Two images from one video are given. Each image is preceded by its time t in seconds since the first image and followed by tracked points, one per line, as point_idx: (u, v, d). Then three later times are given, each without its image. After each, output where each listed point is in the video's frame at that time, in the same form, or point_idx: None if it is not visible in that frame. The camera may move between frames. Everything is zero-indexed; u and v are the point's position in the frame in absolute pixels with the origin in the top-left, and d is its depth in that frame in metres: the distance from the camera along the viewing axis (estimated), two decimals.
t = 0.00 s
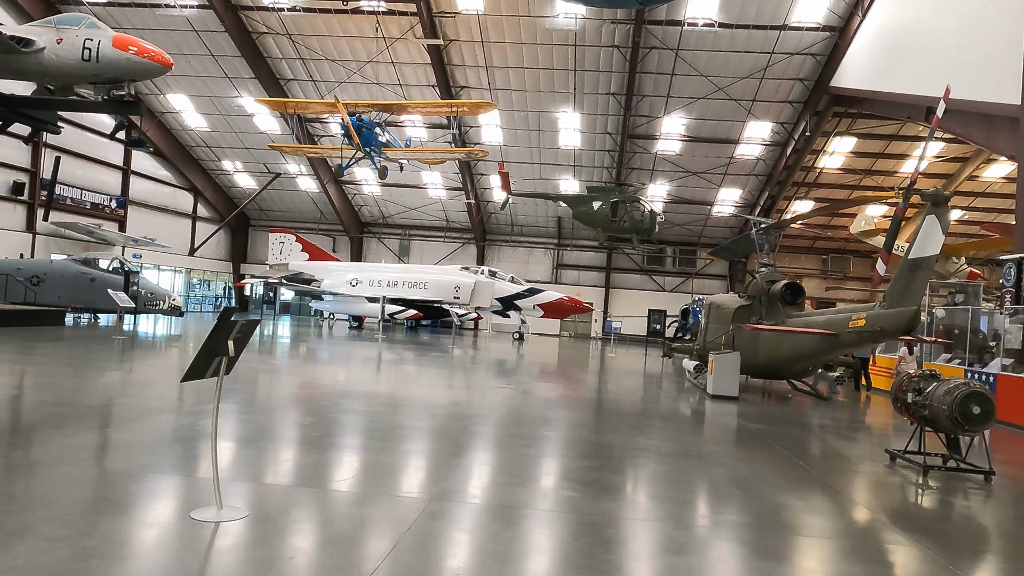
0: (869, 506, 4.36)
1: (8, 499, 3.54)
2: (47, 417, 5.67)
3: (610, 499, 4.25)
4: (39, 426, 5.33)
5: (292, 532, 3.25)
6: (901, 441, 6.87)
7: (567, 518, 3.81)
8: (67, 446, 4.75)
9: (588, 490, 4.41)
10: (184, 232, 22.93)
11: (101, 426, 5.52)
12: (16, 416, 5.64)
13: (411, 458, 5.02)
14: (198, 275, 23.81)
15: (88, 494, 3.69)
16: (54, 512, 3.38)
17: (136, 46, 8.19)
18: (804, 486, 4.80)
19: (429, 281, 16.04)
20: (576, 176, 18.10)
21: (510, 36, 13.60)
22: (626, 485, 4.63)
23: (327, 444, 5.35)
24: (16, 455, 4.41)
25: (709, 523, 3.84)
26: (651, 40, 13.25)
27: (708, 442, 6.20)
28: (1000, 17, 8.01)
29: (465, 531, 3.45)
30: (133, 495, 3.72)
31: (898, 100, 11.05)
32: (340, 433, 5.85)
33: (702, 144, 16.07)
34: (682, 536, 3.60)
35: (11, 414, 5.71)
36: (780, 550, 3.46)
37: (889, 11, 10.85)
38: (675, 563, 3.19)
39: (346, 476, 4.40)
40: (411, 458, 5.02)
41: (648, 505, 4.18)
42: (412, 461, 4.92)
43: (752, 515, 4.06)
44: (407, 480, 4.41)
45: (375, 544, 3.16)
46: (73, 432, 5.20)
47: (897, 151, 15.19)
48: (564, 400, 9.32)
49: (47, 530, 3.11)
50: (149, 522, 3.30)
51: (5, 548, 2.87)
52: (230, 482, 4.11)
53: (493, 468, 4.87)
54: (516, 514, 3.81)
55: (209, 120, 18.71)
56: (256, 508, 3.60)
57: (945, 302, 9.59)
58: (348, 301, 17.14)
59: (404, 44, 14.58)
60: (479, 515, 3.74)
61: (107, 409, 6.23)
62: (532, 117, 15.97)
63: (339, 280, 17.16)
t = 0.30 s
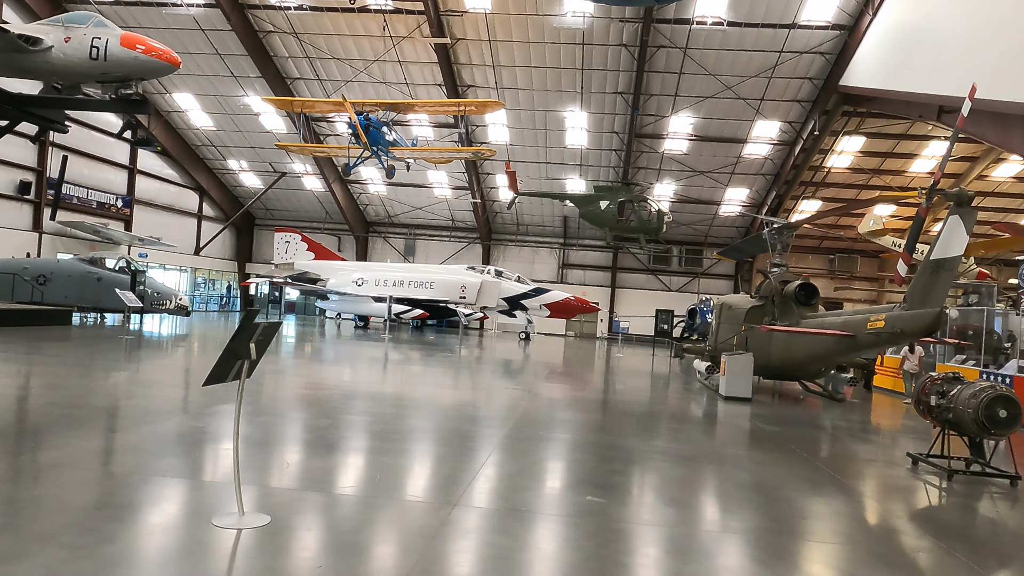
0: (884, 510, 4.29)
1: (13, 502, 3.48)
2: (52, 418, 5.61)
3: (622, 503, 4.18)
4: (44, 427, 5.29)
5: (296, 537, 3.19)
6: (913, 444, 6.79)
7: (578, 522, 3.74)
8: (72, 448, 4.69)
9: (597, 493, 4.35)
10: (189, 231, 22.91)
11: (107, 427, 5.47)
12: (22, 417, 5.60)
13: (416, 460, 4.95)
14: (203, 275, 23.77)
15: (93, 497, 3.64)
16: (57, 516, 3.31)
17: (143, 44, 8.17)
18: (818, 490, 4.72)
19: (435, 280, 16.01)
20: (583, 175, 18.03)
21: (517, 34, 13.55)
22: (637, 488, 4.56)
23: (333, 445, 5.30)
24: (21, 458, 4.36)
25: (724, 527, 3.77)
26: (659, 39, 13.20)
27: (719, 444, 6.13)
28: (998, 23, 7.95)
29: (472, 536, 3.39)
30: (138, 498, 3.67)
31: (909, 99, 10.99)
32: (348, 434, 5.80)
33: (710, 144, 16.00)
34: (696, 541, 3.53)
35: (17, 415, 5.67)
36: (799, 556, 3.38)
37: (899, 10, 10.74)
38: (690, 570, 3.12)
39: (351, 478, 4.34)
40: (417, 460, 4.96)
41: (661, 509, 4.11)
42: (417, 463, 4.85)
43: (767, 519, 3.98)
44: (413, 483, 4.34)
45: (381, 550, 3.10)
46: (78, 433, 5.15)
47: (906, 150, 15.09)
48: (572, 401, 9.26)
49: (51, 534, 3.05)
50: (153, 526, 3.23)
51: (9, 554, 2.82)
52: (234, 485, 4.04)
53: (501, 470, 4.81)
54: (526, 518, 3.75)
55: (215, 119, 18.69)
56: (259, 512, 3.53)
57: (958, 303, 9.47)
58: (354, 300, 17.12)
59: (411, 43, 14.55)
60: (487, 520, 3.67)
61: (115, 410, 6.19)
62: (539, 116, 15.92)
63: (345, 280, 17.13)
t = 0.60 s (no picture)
0: (901, 514, 4.21)
1: (18, 505, 3.43)
2: (59, 421, 5.56)
3: (634, 506, 4.11)
4: (50, 429, 5.25)
5: (305, 542, 3.13)
6: (926, 445, 6.71)
7: (591, 526, 3.67)
8: (78, 451, 4.64)
9: (610, 497, 4.28)
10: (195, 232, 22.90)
11: (114, 429, 5.42)
12: (29, 419, 5.55)
13: (422, 462, 4.89)
14: (209, 276, 23.74)
15: (98, 500, 3.58)
16: (62, 519, 3.26)
17: (151, 44, 8.17)
18: (832, 493, 4.65)
19: (441, 281, 15.95)
20: (589, 175, 17.96)
21: (524, 34, 13.51)
22: (649, 490, 4.50)
23: (340, 447, 5.24)
24: (27, 460, 4.31)
25: (740, 531, 3.70)
26: (667, 38, 13.16)
27: (730, 447, 6.06)
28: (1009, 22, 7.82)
29: (480, 540, 3.32)
30: (144, 501, 3.61)
31: (919, 98, 10.90)
32: (356, 436, 5.75)
33: (717, 143, 15.92)
34: (711, 545, 3.46)
35: (24, 417, 5.63)
36: (817, 561, 3.30)
37: (910, 8, 10.64)
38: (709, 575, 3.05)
39: (357, 481, 4.28)
40: (423, 463, 4.90)
41: (676, 512, 4.04)
42: (424, 466, 4.79)
43: (783, 523, 3.91)
44: (419, 486, 4.28)
45: (389, 555, 3.04)
46: (85, 436, 5.10)
47: (915, 150, 14.97)
48: (580, 402, 9.20)
49: (57, 538, 3.00)
50: (157, 531, 3.17)
51: (14, 559, 2.77)
52: (240, 489, 3.98)
53: (508, 473, 4.74)
54: (537, 522, 3.68)
55: (220, 120, 18.67)
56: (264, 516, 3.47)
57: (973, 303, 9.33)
58: (360, 302, 17.17)
59: (417, 42, 14.52)
60: (496, 523, 3.61)
61: (122, 412, 6.14)
62: (545, 116, 15.86)
63: (351, 280, 17.10)
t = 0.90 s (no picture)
0: (920, 519, 4.11)
1: (18, 510, 3.34)
2: (63, 422, 5.49)
3: (647, 510, 4.02)
4: (53, 430, 5.16)
5: (313, 549, 3.04)
6: (939, 448, 6.62)
7: (605, 531, 3.59)
8: (81, 452, 4.55)
9: (623, 500, 4.20)
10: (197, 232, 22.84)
11: (117, 430, 5.34)
12: (31, 420, 5.47)
13: (426, 464, 4.78)
14: (211, 276, 23.65)
15: (101, 504, 3.50)
16: (62, 524, 3.17)
17: (155, 43, 8.02)
18: (848, 497, 4.55)
19: (445, 282, 15.87)
20: (593, 175, 17.87)
21: (528, 33, 13.45)
22: (662, 493, 4.40)
23: (347, 450, 5.16)
24: (30, 463, 4.22)
25: (757, 535, 3.60)
26: (673, 37, 13.10)
27: (741, 449, 5.95)
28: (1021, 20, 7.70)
29: (487, 546, 3.23)
30: (148, 505, 3.53)
31: (928, 97, 10.80)
32: (362, 436, 5.65)
33: (722, 143, 15.86)
34: (730, 552, 3.36)
35: (26, 418, 5.55)
36: (837, 565, 3.23)
37: (919, 7, 10.57)
38: None
39: (360, 484, 4.17)
40: (427, 465, 4.79)
41: (691, 516, 3.95)
42: (428, 468, 4.69)
43: (801, 529, 3.80)
44: (423, 489, 4.17)
45: (400, 562, 2.95)
46: (88, 437, 5.02)
47: (922, 150, 14.90)
48: (587, 403, 9.11)
49: (59, 544, 2.92)
50: (156, 539, 3.06)
51: (14, 565, 2.69)
52: (244, 493, 3.89)
53: (516, 476, 4.63)
54: (548, 527, 3.58)
55: (223, 120, 18.61)
56: (266, 521, 3.37)
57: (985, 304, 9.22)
58: (364, 303, 17.38)
59: (422, 42, 14.47)
60: (504, 530, 3.48)
61: (126, 413, 6.06)
62: (549, 116, 15.79)
63: (354, 281, 17.02)
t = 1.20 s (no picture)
0: (933, 527, 4.05)
1: (13, 524, 3.22)
2: (59, 427, 5.37)
3: (658, 518, 3.93)
4: (50, 437, 5.03)
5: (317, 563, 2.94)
6: (946, 451, 6.55)
7: (616, 542, 3.49)
8: (79, 460, 4.43)
9: (632, 508, 4.11)
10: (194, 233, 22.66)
11: (116, 436, 5.22)
12: (27, 426, 5.34)
13: (421, 471, 4.67)
14: (209, 277, 23.44)
15: (97, 515, 3.39)
16: (57, 538, 3.05)
17: (152, 42, 7.89)
18: (860, 505, 4.47)
19: (444, 283, 15.75)
20: (593, 175, 17.78)
21: (529, 33, 13.36)
22: (671, 501, 4.31)
23: (349, 456, 5.05)
24: (24, 471, 4.10)
25: (773, 547, 3.51)
26: (674, 37, 13.04)
27: (749, 453, 5.87)
28: None
29: (489, 558, 3.13)
30: (146, 517, 3.42)
31: (932, 96, 10.74)
32: (363, 442, 5.54)
33: (722, 143, 15.80)
34: (747, 564, 3.26)
35: (22, 424, 5.42)
36: None
37: (922, 7, 10.52)
38: None
39: (356, 493, 4.06)
40: (423, 471, 4.68)
41: (702, 525, 3.86)
42: (425, 475, 4.58)
43: (816, 539, 3.72)
44: (420, 497, 4.08)
45: None
46: (85, 444, 4.90)
47: (923, 150, 14.88)
48: (590, 406, 9.02)
49: (54, 560, 2.81)
50: (150, 553, 2.96)
51: None
52: (246, 502, 3.79)
53: (518, 483, 4.54)
54: (557, 537, 3.49)
55: (221, 120, 18.46)
56: (265, 533, 3.26)
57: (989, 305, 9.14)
58: (364, 304, 17.31)
59: (421, 41, 14.36)
60: (503, 540, 3.40)
61: (123, 418, 5.94)
62: (549, 115, 15.70)
63: (352, 282, 16.89)
